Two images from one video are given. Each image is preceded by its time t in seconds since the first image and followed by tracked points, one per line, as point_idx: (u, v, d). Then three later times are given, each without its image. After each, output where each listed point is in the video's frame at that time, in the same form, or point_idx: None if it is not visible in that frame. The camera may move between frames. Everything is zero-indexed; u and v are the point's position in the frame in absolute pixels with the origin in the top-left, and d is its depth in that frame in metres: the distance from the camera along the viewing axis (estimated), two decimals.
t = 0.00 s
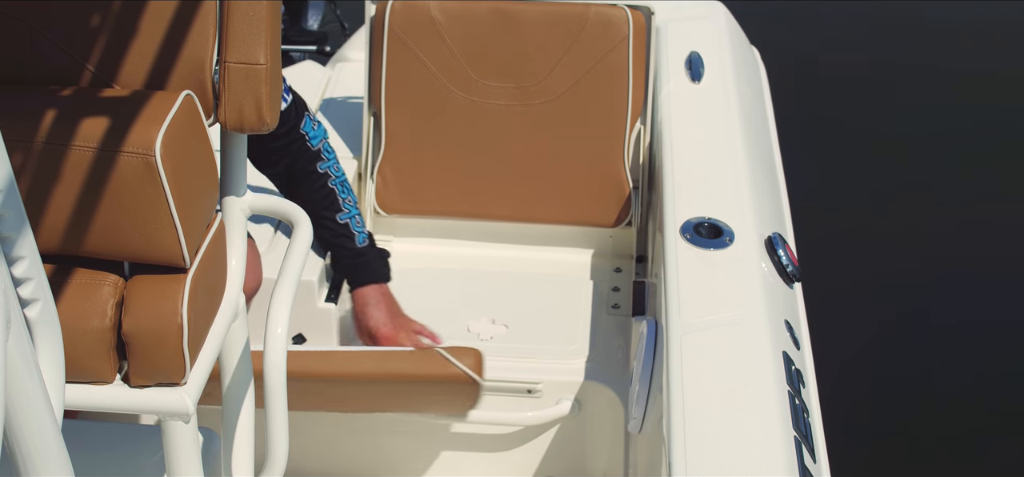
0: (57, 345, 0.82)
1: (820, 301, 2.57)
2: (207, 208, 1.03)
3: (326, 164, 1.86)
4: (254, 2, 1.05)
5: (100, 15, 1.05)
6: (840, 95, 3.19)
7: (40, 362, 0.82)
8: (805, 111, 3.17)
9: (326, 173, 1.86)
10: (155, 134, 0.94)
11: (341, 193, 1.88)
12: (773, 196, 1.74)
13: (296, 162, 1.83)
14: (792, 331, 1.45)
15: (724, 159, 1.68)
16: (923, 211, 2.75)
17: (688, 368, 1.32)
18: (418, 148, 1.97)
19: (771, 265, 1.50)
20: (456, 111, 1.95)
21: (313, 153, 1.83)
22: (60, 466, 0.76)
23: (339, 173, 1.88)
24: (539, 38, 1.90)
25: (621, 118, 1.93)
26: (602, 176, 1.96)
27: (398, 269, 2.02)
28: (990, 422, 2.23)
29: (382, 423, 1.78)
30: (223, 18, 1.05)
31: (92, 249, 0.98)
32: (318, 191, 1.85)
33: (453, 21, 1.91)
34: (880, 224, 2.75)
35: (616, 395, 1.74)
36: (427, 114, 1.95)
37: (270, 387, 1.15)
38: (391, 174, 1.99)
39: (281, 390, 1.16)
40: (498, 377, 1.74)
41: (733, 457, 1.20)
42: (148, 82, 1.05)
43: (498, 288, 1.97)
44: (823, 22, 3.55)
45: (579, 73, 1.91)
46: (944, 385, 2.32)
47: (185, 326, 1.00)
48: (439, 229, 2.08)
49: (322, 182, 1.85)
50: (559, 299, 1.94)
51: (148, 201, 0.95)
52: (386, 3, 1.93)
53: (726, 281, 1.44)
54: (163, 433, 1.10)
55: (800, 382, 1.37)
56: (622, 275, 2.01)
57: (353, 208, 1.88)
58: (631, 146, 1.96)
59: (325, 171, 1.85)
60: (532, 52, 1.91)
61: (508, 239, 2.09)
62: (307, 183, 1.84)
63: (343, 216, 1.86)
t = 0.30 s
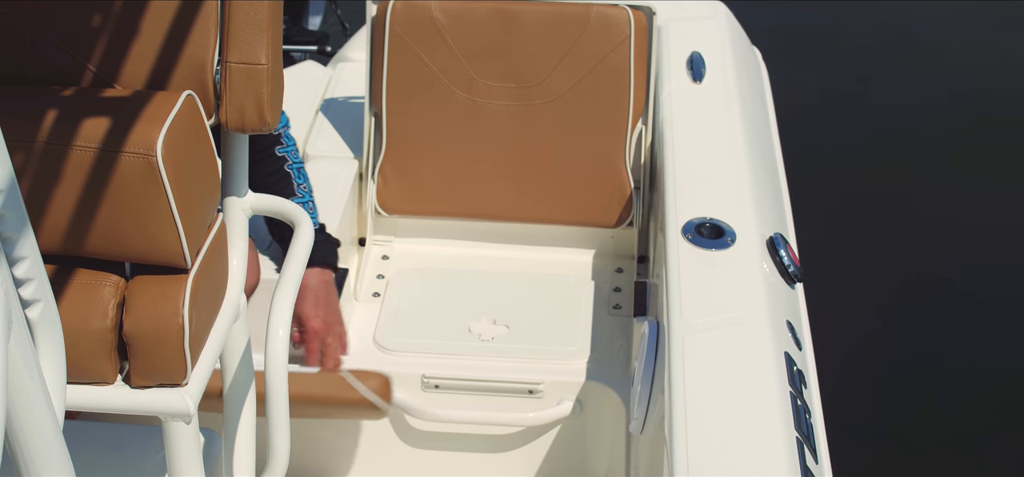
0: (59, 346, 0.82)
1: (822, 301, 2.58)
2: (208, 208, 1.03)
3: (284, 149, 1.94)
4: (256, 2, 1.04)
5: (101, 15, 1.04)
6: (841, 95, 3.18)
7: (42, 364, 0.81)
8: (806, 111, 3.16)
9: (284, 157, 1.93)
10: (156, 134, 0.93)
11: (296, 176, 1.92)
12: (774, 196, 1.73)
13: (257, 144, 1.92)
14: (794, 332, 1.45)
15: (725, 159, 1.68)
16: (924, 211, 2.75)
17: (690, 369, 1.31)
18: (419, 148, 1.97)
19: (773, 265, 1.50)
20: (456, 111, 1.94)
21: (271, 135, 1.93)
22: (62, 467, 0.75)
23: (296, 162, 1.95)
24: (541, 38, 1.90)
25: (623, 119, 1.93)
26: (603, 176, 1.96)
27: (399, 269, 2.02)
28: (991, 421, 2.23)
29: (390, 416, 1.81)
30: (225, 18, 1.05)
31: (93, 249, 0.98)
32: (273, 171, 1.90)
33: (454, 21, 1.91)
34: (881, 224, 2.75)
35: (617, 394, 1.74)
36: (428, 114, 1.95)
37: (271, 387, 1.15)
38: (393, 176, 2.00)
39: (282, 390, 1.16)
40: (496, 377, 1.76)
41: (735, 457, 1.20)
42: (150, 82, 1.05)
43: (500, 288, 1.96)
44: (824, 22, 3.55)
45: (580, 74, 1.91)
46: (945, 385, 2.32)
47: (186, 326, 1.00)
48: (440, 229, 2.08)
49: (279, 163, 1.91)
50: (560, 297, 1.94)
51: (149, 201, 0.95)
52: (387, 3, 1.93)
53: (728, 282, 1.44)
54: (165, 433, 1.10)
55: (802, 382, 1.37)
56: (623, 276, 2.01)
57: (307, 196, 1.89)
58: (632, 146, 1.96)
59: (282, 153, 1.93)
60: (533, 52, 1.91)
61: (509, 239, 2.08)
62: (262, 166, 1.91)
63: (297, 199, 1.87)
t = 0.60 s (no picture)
0: (60, 348, 0.82)
1: (824, 300, 2.58)
2: (210, 210, 1.03)
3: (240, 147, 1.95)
4: (256, 3, 1.04)
5: (101, 17, 1.05)
6: (843, 95, 3.18)
7: (43, 365, 0.81)
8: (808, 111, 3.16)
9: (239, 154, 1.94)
10: (157, 136, 0.93)
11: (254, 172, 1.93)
12: (775, 196, 1.73)
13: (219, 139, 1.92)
14: (795, 332, 1.45)
15: (727, 159, 1.68)
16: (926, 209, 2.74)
17: (691, 368, 1.31)
18: (420, 149, 1.97)
19: (774, 265, 1.50)
20: (457, 111, 1.94)
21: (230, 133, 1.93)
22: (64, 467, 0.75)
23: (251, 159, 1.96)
24: (542, 38, 1.90)
25: (624, 119, 1.93)
26: (605, 177, 1.96)
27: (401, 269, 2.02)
28: (993, 422, 2.23)
29: (392, 415, 1.81)
30: (227, 20, 1.05)
31: (94, 250, 0.98)
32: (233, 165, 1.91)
33: (455, 21, 1.90)
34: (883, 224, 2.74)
35: (618, 393, 1.74)
36: (429, 115, 1.95)
37: (272, 387, 1.15)
38: (394, 178, 1.99)
39: (283, 391, 1.15)
40: (497, 377, 1.76)
41: (737, 456, 1.20)
42: (150, 84, 1.05)
43: (502, 288, 1.96)
44: (828, 22, 3.54)
45: (582, 74, 1.91)
46: (948, 386, 2.32)
47: (187, 328, 1.00)
48: (442, 229, 2.08)
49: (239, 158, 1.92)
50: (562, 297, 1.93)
51: (150, 203, 0.95)
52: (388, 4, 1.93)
53: (729, 282, 1.44)
54: (166, 433, 1.10)
55: (804, 382, 1.36)
56: (625, 276, 2.01)
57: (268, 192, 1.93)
58: (633, 146, 1.96)
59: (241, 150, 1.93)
60: (534, 52, 1.91)
61: (511, 240, 2.08)
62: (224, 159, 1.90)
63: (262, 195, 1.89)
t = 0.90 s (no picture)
0: (61, 347, 0.82)
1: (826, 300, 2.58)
2: (211, 209, 1.03)
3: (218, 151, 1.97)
4: (257, 2, 1.05)
5: (100, 17, 1.05)
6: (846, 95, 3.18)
7: (44, 364, 0.81)
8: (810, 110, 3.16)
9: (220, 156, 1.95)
10: (158, 135, 0.93)
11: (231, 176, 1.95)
12: (777, 195, 1.73)
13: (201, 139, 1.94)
14: (797, 330, 1.45)
15: (729, 159, 1.68)
16: (926, 212, 2.76)
17: (693, 367, 1.31)
18: (421, 149, 1.97)
19: (776, 264, 1.50)
20: (459, 111, 1.94)
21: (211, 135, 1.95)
22: (65, 466, 0.76)
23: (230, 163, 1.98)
24: (543, 37, 1.90)
25: (626, 118, 1.93)
26: (607, 176, 1.96)
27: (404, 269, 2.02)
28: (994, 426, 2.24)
29: (394, 415, 1.81)
30: (227, 20, 1.05)
31: (94, 250, 0.98)
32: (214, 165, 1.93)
33: (456, 21, 1.90)
34: (883, 224, 2.75)
35: (620, 392, 1.74)
36: (431, 115, 1.95)
37: (273, 387, 1.15)
38: (396, 177, 1.99)
39: (285, 391, 1.15)
40: (499, 377, 1.76)
41: (739, 456, 1.20)
42: (150, 83, 1.05)
43: (503, 288, 1.95)
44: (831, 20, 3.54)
45: (583, 73, 1.91)
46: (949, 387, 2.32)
47: (188, 328, 1.00)
48: (443, 229, 2.08)
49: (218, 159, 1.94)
50: (563, 297, 1.93)
51: (151, 203, 0.95)
52: (389, 4, 1.93)
53: (731, 281, 1.44)
54: (167, 433, 1.10)
55: (805, 381, 1.36)
56: (626, 275, 2.01)
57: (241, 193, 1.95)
58: (634, 145, 1.96)
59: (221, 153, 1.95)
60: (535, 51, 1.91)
61: (512, 239, 2.08)
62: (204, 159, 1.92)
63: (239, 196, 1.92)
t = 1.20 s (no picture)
0: (67, 347, 0.82)
1: (829, 299, 2.58)
2: (216, 209, 1.03)
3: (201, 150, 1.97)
4: (261, 3, 1.05)
5: (103, 17, 1.05)
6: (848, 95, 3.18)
7: (51, 364, 0.81)
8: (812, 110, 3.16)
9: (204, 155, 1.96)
10: (163, 136, 0.94)
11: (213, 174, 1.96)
12: (780, 194, 1.73)
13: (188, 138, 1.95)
14: (801, 330, 1.45)
15: (732, 159, 1.68)
16: (928, 213, 2.76)
17: (696, 367, 1.31)
18: (425, 149, 1.97)
19: (780, 263, 1.50)
20: (462, 111, 1.94)
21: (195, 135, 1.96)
22: (71, 467, 0.76)
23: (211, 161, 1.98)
24: (546, 37, 1.90)
25: (629, 118, 1.93)
26: (610, 176, 1.96)
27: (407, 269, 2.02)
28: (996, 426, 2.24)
29: (398, 415, 1.81)
30: (232, 21, 1.05)
31: (99, 250, 0.98)
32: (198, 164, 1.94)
33: (459, 21, 1.91)
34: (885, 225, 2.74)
35: (624, 391, 1.75)
36: (434, 115, 1.95)
37: (279, 387, 1.15)
38: (399, 177, 1.99)
39: (289, 390, 1.16)
40: (503, 377, 1.76)
41: (742, 455, 1.20)
42: (153, 83, 1.05)
43: (507, 288, 1.96)
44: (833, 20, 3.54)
45: (587, 73, 1.91)
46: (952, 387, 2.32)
47: (194, 328, 1.00)
48: (446, 229, 2.08)
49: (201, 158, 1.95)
50: (566, 297, 1.93)
51: (156, 203, 0.95)
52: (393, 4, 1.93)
53: (735, 281, 1.44)
54: (173, 434, 1.10)
55: (809, 380, 1.37)
56: (630, 275, 2.01)
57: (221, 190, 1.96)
58: (638, 145, 1.96)
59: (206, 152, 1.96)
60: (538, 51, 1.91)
61: (516, 239, 2.08)
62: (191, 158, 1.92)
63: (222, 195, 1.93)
